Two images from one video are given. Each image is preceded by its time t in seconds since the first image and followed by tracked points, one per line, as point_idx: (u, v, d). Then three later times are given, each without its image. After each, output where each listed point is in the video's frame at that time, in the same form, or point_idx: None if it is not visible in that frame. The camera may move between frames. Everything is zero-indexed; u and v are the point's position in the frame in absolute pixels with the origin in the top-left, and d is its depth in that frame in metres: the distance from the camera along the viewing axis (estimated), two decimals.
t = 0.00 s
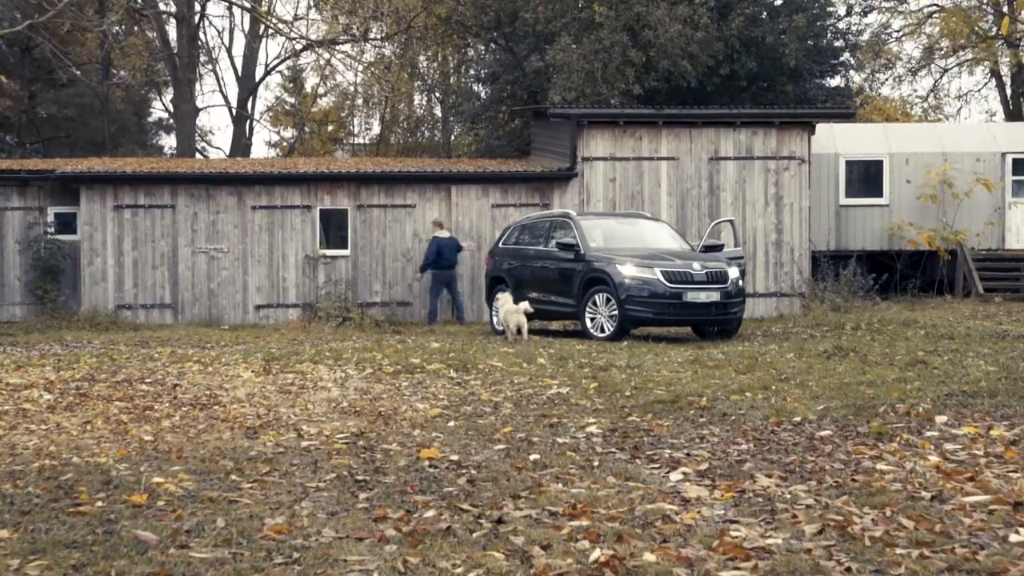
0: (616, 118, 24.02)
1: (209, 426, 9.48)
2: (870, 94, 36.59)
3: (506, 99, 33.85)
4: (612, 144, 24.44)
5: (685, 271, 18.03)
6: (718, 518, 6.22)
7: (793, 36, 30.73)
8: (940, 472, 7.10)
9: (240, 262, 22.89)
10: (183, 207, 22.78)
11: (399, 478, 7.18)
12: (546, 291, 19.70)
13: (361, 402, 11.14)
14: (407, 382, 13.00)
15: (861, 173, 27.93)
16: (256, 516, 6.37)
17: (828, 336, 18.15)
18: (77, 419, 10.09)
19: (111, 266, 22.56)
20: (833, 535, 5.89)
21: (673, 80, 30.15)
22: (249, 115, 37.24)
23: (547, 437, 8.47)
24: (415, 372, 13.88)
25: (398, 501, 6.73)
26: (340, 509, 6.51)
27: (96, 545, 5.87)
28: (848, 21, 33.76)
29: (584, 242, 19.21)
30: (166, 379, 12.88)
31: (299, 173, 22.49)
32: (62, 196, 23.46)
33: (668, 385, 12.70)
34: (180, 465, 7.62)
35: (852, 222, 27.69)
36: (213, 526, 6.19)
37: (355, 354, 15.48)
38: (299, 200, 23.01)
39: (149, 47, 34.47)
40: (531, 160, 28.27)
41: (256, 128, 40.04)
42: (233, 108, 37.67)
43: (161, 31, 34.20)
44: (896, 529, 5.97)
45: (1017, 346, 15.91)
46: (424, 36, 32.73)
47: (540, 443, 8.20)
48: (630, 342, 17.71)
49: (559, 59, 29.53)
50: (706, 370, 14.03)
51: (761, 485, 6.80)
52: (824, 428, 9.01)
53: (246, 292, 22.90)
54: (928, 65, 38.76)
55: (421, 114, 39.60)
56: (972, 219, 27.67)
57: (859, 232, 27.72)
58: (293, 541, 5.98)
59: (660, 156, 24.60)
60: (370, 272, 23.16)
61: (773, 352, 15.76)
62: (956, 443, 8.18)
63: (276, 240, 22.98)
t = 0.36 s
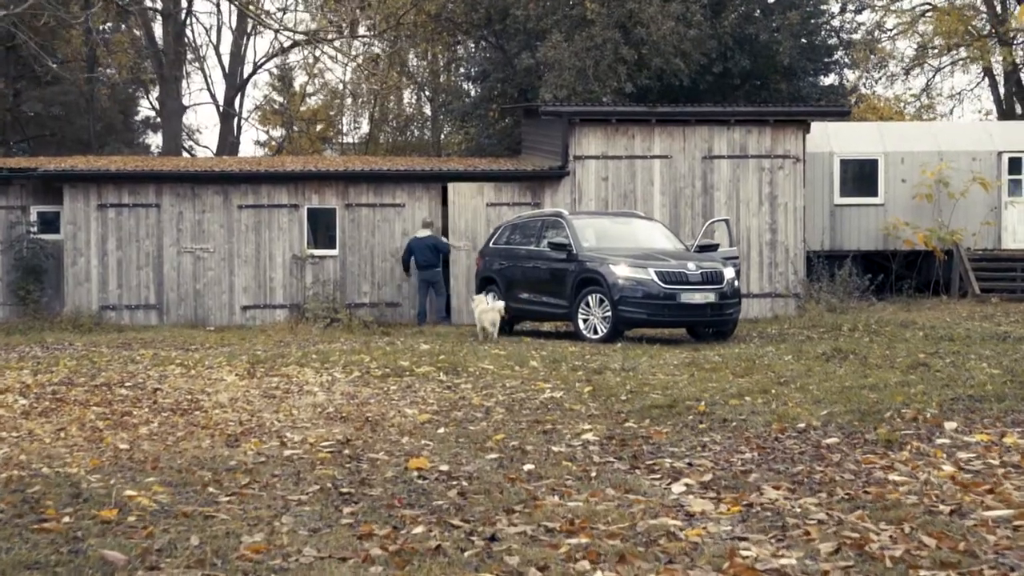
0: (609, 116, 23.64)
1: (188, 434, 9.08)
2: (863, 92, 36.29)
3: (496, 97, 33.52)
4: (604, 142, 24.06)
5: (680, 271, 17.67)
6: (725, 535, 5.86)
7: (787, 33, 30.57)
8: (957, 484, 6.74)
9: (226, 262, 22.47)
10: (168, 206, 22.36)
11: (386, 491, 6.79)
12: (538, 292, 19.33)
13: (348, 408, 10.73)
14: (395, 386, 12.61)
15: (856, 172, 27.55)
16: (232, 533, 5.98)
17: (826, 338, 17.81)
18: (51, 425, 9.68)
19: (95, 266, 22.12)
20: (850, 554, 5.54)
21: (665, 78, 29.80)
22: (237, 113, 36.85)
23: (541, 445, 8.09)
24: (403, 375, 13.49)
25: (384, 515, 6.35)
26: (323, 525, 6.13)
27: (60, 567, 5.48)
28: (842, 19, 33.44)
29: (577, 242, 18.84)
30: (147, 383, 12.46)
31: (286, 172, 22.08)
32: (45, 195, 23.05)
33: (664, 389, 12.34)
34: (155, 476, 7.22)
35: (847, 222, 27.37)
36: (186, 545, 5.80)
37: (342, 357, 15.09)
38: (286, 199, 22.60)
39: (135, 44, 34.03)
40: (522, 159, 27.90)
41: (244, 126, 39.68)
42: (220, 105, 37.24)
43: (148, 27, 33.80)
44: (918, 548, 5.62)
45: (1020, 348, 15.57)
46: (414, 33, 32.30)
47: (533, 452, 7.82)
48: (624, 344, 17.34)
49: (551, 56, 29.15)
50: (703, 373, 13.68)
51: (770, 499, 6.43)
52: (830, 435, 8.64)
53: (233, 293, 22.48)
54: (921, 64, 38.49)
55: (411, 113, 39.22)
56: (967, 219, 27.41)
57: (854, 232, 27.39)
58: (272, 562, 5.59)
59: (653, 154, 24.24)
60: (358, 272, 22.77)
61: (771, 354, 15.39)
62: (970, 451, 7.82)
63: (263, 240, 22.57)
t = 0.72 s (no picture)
0: (599, 115, 23.30)
1: (164, 444, 8.67)
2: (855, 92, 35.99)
3: (485, 96, 33.16)
4: (595, 141, 23.71)
5: (673, 273, 17.32)
6: (733, 557, 5.50)
7: (779, 32, 30.27)
8: (976, 500, 6.37)
9: (210, 263, 22.04)
10: (151, 206, 21.91)
11: (371, 507, 6.41)
12: (527, 294, 18.95)
13: (332, 415, 10.32)
14: (382, 392, 12.20)
15: (848, 172, 27.27)
16: (206, 556, 5.60)
17: (822, 340, 17.47)
18: (21, 434, 9.26)
19: (76, 267, 21.66)
20: None
21: (656, 77, 29.46)
22: (222, 112, 36.40)
23: (534, 457, 7.72)
24: (390, 380, 13.10)
25: (369, 535, 5.96)
26: (303, 546, 5.75)
27: None
28: (834, 18, 33.14)
29: (567, 243, 18.48)
30: (124, 389, 12.04)
31: (271, 172, 21.66)
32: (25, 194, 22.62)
33: (659, 395, 11.97)
34: (126, 491, 6.82)
35: (839, 223, 27.05)
36: (156, 570, 5.42)
37: (327, 361, 14.69)
38: (271, 199, 22.18)
39: (119, 42, 33.57)
40: (511, 159, 27.52)
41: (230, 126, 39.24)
42: (206, 104, 36.80)
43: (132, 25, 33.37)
44: (940, 572, 5.26)
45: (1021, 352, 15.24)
46: (402, 32, 31.91)
47: (527, 464, 7.45)
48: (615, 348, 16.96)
49: (540, 55, 28.81)
50: (698, 378, 13.30)
51: (778, 516, 6.06)
52: (836, 444, 8.27)
53: (216, 295, 22.05)
54: (913, 63, 38.20)
55: (398, 112, 38.88)
56: (962, 219, 27.13)
57: (847, 232, 27.09)
58: None
59: (644, 154, 23.90)
60: (344, 273, 22.36)
61: (767, 358, 15.02)
62: (984, 463, 7.46)
63: (248, 240, 22.15)
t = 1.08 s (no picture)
0: (590, 114, 22.93)
1: (136, 454, 8.25)
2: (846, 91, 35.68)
3: (473, 95, 32.74)
4: (585, 140, 23.34)
5: (665, 274, 16.95)
6: None
7: (771, 31, 29.95)
8: (995, 516, 6.01)
9: (193, 264, 21.61)
10: (134, 206, 21.46)
11: (352, 525, 6.02)
12: (517, 295, 18.56)
13: (314, 422, 9.91)
14: (367, 398, 11.79)
15: (841, 171, 26.90)
16: None
17: (818, 343, 17.12)
18: None
19: (56, 267, 21.21)
20: None
21: (647, 76, 29.10)
22: (208, 111, 35.94)
23: (525, 468, 7.33)
24: (376, 385, 12.69)
25: (349, 556, 5.57)
26: (277, 569, 5.37)
27: None
28: (825, 16, 32.80)
29: (558, 243, 18.10)
30: (99, 394, 11.60)
31: (255, 171, 21.23)
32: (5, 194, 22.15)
33: (654, 400, 11.59)
34: (92, 507, 6.42)
35: (833, 223, 26.74)
36: None
37: (311, 365, 14.29)
38: (256, 199, 21.75)
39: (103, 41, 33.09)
40: (500, 158, 27.12)
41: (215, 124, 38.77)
42: (191, 103, 36.31)
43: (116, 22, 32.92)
44: None
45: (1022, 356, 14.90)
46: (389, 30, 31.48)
47: (517, 476, 7.06)
48: (607, 351, 16.58)
49: (529, 52, 28.42)
50: (693, 383, 12.93)
51: (787, 534, 5.70)
52: (843, 453, 7.90)
53: (200, 296, 21.62)
54: (904, 62, 37.93)
55: (386, 112, 38.57)
56: (957, 219, 26.82)
57: (840, 233, 26.76)
58: None
59: (635, 153, 23.53)
60: (330, 274, 21.93)
61: (763, 362, 14.64)
62: (999, 475, 7.10)
63: (232, 240, 21.71)
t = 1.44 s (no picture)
0: (579, 112, 22.61)
1: (108, 466, 7.83)
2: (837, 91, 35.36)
3: (460, 94, 32.32)
4: (575, 139, 22.97)
5: (659, 275, 16.57)
6: None
7: (763, 29, 29.61)
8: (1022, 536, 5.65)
9: (176, 265, 21.17)
10: (115, 205, 20.98)
11: (335, 546, 5.65)
12: (505, 297, 18.16)
13: (297, 431, 9.49)
14: (352, 404, 11.38)
15: (834, 171, 26.71)
16: None
17: (814, 346, 16.75)
18: None
19: (36, 268, 20.75)
20: None
21: (637, 74, 28.72)
22: (192, 110, 35.51)
23: (520, 482, 6.93)
24: (362, 390, 12.28)
25: None
26: None
27: None
28: (816, 13, 32.46)
29: (548, 243, 17.72)
30: (74, 401, 11.16)
31: (239, 170, 20.79)
32: None
33: (650, 407, 11.20)
34: (56, 527, 6.02)
35: (825, 223, 26.52)
36: None
37: (295, 368, 13.87)
38: (239, 199, 21.30)
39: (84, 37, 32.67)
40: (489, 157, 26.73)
41: (199, 124, 38.32)
42: (174, 100, 35.87)
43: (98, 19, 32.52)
44: None
45: None
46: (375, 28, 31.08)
47: (512, 491, 6.67)
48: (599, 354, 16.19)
49: (517, 50, 28.04)
50: (690, 388, 12.55)
51: (801, 558, 5.34)
52: (854, 464, 7.52)
53: (183, 298, 21.18)
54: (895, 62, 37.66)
55: (373, 111, 38.25)
56: (951, 219, 26.54)
57: (833, 233, 26.54)
58: None
59: (626, 152, 23.17)
60: (316, 275, 21.49)
61: (760, 365, 14.26)
62: (1020, 488, 6.73)
63: (215, 241, 21.27)
